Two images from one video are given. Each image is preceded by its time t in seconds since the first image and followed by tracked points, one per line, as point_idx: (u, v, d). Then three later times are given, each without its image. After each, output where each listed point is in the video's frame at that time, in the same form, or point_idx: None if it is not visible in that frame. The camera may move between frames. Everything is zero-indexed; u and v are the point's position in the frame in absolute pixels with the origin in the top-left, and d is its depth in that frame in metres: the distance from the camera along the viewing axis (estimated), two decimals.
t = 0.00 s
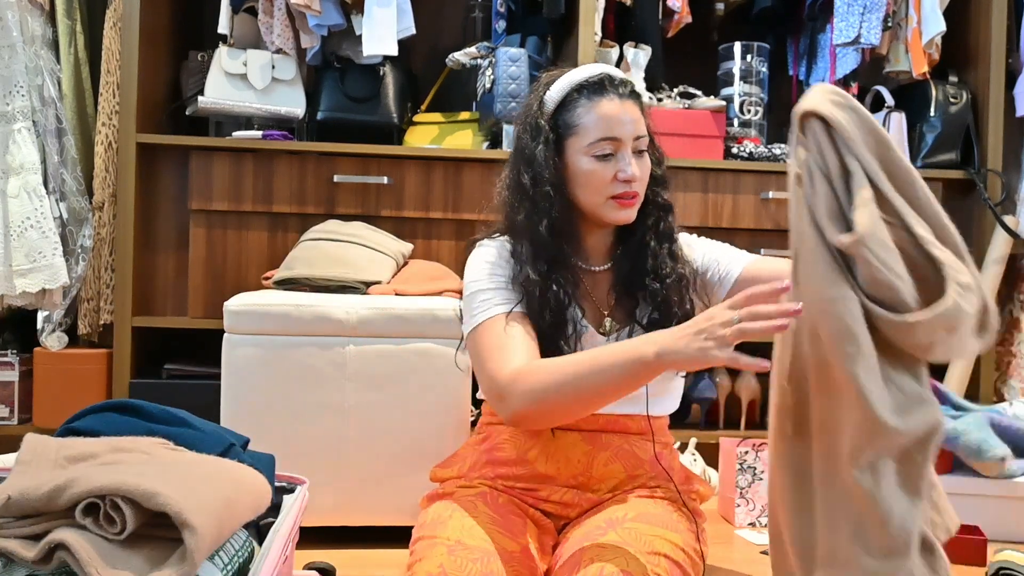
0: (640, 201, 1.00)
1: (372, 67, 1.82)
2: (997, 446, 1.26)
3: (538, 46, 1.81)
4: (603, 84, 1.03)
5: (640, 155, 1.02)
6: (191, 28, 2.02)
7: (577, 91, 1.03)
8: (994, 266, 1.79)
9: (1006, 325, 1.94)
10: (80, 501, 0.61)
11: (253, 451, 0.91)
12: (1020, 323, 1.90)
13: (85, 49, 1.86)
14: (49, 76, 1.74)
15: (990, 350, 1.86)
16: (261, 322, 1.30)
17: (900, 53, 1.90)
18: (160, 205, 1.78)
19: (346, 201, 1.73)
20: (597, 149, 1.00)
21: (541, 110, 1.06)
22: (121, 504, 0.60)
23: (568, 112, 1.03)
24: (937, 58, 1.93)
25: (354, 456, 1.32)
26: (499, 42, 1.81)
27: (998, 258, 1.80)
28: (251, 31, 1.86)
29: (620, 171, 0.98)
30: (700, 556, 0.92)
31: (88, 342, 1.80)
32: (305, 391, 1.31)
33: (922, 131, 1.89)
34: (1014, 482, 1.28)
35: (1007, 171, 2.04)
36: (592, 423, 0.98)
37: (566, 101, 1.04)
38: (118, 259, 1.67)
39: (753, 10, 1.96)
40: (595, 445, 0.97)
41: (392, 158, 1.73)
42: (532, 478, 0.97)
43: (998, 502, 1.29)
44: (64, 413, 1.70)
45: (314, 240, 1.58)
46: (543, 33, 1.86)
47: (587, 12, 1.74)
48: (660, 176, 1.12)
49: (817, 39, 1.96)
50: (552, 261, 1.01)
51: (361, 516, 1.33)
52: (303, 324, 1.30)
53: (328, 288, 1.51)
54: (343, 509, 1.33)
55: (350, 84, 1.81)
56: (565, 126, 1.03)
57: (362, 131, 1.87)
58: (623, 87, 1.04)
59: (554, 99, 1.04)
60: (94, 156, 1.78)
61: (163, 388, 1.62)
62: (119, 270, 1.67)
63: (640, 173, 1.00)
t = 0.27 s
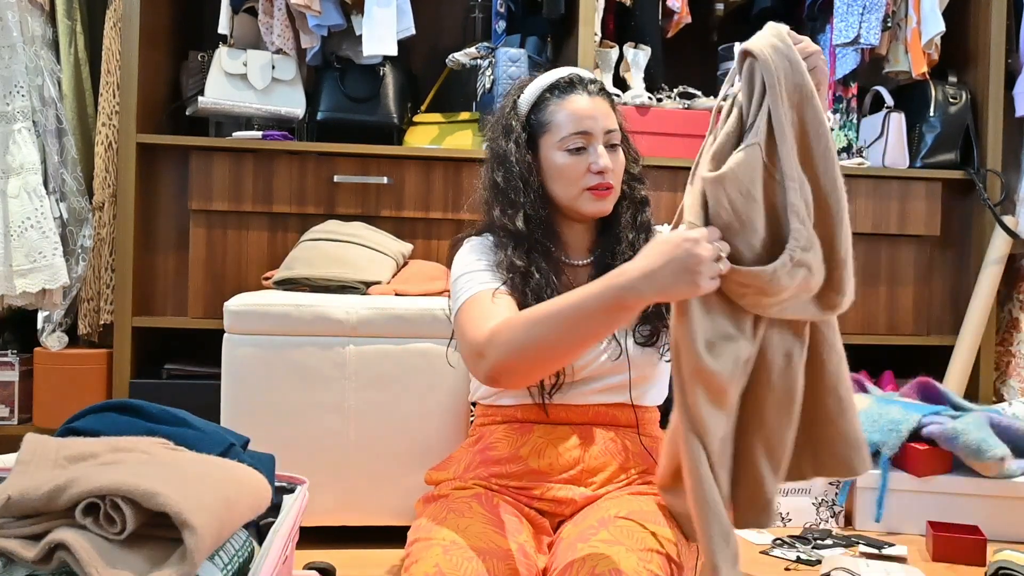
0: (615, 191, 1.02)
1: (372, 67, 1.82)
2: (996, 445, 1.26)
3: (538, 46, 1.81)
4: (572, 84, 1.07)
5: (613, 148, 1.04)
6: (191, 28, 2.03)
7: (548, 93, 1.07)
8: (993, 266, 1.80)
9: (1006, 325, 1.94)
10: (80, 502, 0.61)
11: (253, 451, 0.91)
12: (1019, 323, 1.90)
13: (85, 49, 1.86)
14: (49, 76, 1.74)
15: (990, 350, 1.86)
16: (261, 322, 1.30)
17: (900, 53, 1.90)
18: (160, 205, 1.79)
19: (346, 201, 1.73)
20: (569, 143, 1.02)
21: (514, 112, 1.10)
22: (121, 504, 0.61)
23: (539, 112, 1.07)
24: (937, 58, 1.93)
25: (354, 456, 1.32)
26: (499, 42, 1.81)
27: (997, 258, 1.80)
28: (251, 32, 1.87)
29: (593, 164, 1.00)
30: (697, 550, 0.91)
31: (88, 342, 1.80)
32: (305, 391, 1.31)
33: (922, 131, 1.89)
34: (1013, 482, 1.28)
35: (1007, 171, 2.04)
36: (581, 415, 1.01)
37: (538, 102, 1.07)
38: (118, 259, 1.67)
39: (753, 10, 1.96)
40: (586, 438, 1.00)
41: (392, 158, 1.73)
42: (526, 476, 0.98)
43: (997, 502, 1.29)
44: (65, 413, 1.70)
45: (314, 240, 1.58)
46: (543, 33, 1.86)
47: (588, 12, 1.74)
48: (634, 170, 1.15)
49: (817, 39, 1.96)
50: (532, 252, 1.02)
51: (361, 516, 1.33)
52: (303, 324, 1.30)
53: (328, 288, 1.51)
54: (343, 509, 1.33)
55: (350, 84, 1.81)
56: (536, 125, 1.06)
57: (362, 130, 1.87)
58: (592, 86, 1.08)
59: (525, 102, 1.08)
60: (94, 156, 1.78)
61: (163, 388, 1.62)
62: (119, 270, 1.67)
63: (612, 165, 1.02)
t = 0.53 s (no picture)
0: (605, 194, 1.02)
1: (372, 67, 1.82)
2: (996, 446, 1.26)
3: (538, 46, 1.81)
4: (567, 87, 1.09)
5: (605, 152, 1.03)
6: (191, 28, 2.03)
7: (542, 93, 1.08)
8: (994, 266, 1.79)
9: (1006, 325, 1.94)
10: (82, 502, 0.61)
11: (253, 451, 0.91)
12: (1019, 323, 1.90)
13: (85, 49, 1.86)
14: (49, 76, 1.74)
15: (990, 349, 1.86)
16: (261, 322, 1.29)
17: (900, 53, 1.90)
18: (160, 205, 1.79)
19: (346, 201, 1.73)
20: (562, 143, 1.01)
21: (508, 112, 1.11)
22: (121, 504, 0.61)
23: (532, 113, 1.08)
24: (937, 58, 1.93)
25: (354, 456, 1.32)
26: (499, 42, 1.81)
27: (998, 258, 1.80)
28: (251, 32, 1.87)
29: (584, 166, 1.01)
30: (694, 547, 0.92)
31: (89, 342, 1.80)
32: (305, 391, 1.31)
33: (922, 131, 1.89)
34: (1013, 482, 1.28)
35: (1007, 171, 2.04)
36: (573, 411, 1.05)
37: (532, 103, 1.08)
38: (118, 259, 1.67)
39: (753, 10, 1.96)
40: (579, 436, 1.03)
41: (391, 158, 1.73)
42: (523, 474, 1.00)
43: (997, 502, 1.29)
44: (65, 413, 1.70)
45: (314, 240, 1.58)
46: (544, 33, 1.86)
47: (588, 12, 1.74)
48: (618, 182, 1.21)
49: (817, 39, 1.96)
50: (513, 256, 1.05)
51: (361, 516, 1.33)
52: (303, 324, 1.30)
53: (329, 288, 1.51)
54: (343, 509, 1.33)
55: (350, 84, 1.81)
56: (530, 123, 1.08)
57: (362, 130, 1.87)
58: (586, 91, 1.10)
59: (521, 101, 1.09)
60: (94, 156, 1.78)
61: (164, 388, 1.62)
62: (119, 270, 1.67)
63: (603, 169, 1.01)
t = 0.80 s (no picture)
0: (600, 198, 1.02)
1: (372, 67, 1.82)
2: (996, 446, 1.26)
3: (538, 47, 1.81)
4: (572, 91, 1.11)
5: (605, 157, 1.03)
6: (191, 28, 2.03)
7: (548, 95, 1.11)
8: (993, 266, 1.79)
9: (1006, 325, 1.94)
10: (82, 501, 0.61)
11: (253, 451, 0.91)
12: (1019, 323, 1.90)
13: (85, 49, 1.86)
14: (49, 76, 1.74)
15: (990, 349, 1.86)
16: (262, 322, 1.30)
17: (900, 53, 1.90)
18: (160, 205, 1.79)
19: (346, 201, 1.73)
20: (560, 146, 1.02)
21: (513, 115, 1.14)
22: (121, 504, 0.61)
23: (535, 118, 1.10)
24: (937, 58, 1.93)
25: (353, 456, 1.32)
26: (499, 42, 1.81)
27: (997, 257, 1.80)
28: (251, 32, 1.87)
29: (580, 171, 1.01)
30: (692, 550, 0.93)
31: (89, 342, 1.80)
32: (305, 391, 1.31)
33: (922, 131, 1.89)
34: (1013, 482, 1.28)
35: (1007, 171, 2.04)
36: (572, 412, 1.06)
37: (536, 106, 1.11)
38: (118, 259, 1.67)
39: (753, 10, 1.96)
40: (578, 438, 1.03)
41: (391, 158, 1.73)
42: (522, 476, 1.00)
43: (997, 502, 1.28)
44: (65, 413, 1.70)
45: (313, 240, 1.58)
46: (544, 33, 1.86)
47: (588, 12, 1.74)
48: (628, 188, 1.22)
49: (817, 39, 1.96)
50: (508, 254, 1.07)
51: (361, 516, 1.33)
52: (303, 324, 1.30)
53: (329, 288, 1.51)
54: (343, 509, 1.33)
55: (350, 84, 1.81)
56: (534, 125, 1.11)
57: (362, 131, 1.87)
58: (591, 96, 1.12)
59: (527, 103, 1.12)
60: (94, 156, 1.78)
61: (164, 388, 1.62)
62: (119, 270, 1.67)
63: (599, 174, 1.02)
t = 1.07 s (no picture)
0: (596, 209, 1.03)
1: (372, 67, 1.82)
2: (996, 445, 1.26)
3: (538, 46, 1.81)
4: (577, 95, 1.11)
5: (604, 167, 1.03)
6: (191, 28, 2.03)
7: (552, 100, 1.12)
8: (994, 266, 1.79)
9: (1006, 325, 1.94)
10: (81, 501, 0.61)
11: (253, 452, 0.91)
12: (1020, 323, 1.90)
13: (85, 49, 1.86)
14: (49, 76, 1.74)
15: (990, 350, 1.85)
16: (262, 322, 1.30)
17: (900, 53, 1.90)
18: (160, 205, 1.78)
19: (346, 200, 1.73)
20: (557, 157, 1.04)
21: (524, 117, 1.17)
22: (121, 504, 0.61)
23: (541, 121, 1.12)
24: (937, 58, 1.92)
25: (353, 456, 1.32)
26: (499, 42, 1.81)
27: (998, 257, 1.79)
28: (251, 31, 1.87)
29: (573, 181, 1.02)
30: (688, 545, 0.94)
31: (89, 342, 1.80)
32: (305, 391, 1.31)
33: (923, 131, 1.89)
34: (1013, 482, 1.28)
35: (1007, 171, 2.04)
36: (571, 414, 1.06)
37: (544, 109, 1.13)
38: (118, 259, 1.67)
39: (753, 10, 1.96)
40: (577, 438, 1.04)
41: (391, 157, 1.73)
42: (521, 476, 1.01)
43: (997, 502, 1.28)
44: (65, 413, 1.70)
45: (313, 240, 1.58)
46: (544, 33, 1.86)
47: (588, 11, 1.74)
48: (644, 192, 1.19)
49: (817, 39, 1.96)
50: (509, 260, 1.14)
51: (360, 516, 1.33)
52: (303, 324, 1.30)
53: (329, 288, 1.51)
54: (343, 509, 1.33)
55: (350, 84, 1.81)
56: (539, 132, 1.12)
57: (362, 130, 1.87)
58: (597, 99, 1.10)
59: (533, 109, 1.14)
60: (94, 156, 1.78)
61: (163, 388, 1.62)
62: (119, 271, 1.67)
63: (595, 184, 1.03)
